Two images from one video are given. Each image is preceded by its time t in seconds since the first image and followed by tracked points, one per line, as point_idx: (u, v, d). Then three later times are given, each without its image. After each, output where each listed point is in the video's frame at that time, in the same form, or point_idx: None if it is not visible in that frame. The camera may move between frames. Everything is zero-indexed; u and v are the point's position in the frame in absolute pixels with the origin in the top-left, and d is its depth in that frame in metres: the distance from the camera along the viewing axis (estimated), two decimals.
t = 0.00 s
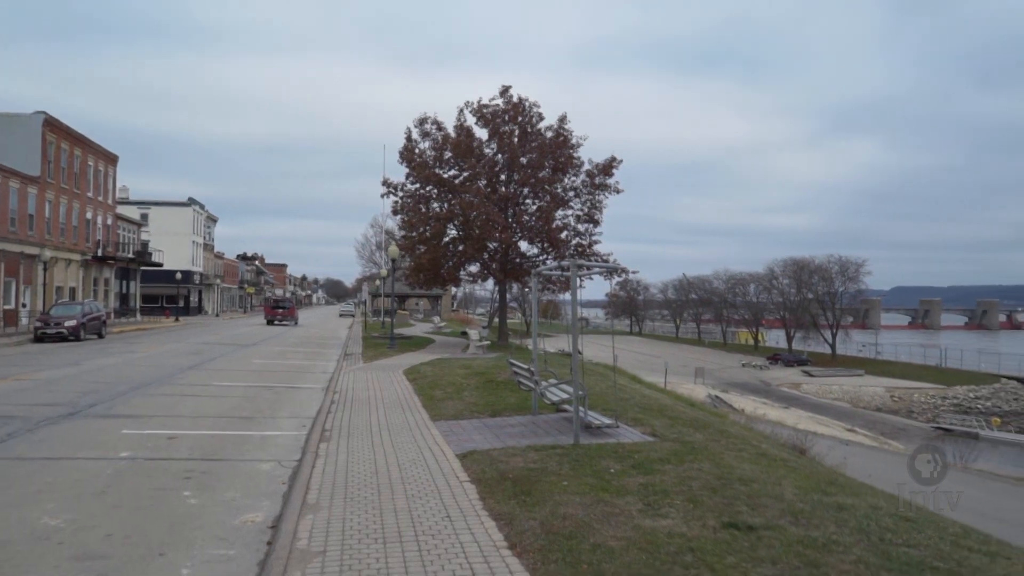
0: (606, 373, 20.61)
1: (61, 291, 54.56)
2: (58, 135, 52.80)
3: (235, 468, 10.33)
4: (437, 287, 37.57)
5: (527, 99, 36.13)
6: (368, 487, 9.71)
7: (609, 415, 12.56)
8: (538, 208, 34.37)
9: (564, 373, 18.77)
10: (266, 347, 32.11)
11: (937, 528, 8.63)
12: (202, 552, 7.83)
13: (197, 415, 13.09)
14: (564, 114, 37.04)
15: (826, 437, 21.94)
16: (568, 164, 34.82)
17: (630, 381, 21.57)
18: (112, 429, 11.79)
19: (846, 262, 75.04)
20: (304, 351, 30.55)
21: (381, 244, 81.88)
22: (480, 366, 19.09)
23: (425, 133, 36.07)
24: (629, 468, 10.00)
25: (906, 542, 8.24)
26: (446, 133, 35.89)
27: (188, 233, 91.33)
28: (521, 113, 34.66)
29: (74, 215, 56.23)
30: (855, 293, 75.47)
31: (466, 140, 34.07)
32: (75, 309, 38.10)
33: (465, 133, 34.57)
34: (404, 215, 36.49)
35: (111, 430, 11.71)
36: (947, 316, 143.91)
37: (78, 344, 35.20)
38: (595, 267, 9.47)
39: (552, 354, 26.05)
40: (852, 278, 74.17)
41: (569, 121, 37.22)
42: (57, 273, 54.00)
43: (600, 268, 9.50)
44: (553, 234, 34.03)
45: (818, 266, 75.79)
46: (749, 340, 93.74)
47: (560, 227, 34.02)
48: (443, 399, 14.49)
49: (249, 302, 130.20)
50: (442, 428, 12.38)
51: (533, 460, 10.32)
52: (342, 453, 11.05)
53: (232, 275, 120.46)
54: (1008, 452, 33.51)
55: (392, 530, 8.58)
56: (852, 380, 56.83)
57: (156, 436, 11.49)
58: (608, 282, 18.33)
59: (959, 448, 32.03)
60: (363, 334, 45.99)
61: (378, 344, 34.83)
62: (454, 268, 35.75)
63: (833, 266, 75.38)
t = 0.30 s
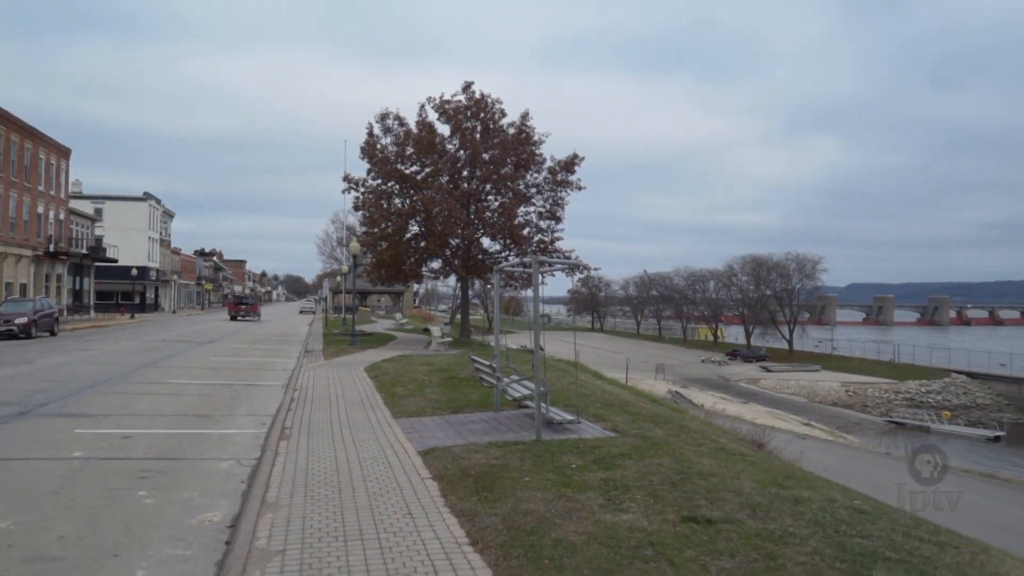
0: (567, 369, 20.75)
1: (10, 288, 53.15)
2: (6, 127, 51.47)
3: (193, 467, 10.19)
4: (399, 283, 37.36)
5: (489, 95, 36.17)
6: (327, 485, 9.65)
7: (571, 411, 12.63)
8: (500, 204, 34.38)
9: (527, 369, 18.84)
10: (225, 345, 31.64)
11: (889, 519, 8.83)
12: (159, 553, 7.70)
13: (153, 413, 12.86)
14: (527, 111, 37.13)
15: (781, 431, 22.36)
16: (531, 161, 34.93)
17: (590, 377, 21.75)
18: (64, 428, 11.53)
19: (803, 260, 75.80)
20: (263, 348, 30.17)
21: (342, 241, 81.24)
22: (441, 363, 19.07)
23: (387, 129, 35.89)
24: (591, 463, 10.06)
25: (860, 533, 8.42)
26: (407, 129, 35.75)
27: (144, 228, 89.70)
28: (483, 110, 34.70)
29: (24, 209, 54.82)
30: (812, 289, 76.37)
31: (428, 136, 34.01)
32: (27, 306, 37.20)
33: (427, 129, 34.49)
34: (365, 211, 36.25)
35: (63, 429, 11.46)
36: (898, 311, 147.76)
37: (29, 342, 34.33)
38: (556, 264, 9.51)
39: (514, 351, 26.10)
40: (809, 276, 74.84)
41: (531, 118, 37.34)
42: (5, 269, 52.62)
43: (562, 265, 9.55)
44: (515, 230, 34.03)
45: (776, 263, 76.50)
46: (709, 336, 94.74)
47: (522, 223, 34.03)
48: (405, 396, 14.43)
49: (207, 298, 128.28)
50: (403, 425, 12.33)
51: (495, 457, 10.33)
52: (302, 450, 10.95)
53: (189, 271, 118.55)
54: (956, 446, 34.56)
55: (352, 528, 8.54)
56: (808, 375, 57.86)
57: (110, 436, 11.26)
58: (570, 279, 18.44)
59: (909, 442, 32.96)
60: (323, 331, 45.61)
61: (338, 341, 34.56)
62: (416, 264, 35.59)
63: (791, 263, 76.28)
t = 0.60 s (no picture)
0: (528, 365, 20.82)
1: None
2: None
3: (148, 466, 10.02)
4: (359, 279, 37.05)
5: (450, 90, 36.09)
6: (286, 483, 9.55)
7: (531, 407, 12.67)
8: (461, 199, 34.29)
9: (488, 366, 18.86)
10: (181, 341, 31.09)
11: (843, 510, 9.01)
12: (112, 554, 7.56)
13: (106, 412, 12.61)
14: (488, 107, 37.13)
15: (735, 424, 22.75)
16: (491, 157, 34.96)
17: (550, 372, 21.85)
18: (12, 428, 11.24)
19: (759, 257, 77.35)
20: (220, 344, 29.74)
21: (300, 236, 80.46)
22: (402, 359, 19.00)
23: (347, 123, 35.58)
24: (551, 458, 10.09)
25: (814, 524, 8.58)
26: (368, 124, 35.48)
27: (97, 222, 87.89)
28: (444, 105, 34.64)
29: None
30: (769, 285, 77.72)
31: (388, 131, 33.84)
32: None
33: (387, 124, 34.29)
34: (324, 205, 35.88)
35: (11, 430, 11.17)
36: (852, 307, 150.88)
37: None
38: (518, 260, 9.54)
39: (475, 346, 26.09)
40: (765, 272, 76.42)
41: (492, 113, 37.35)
42: None
43: (524, 261, 9.59)
44: (476, 225, 33.97)
45: (734, 260, 77.74)
46: (668, 331, 95.88)
47: (483, 219, 33.99)
48: (365, 393, 14.35)
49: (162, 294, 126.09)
50: (363, 421, 12.26)
51: (455, 453, 10.32)
52: (260, 448, 10.83)
53: (144, 266, 116.40)
54: (907, 438, 35.54)
55: (311, 525, 8.46)
56: (765, 370, 58.82)
57: (60, 436, 11.01)
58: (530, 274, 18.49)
59: (860, 435, 33.85)
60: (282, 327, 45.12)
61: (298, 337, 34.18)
62: (376, 260, 35.34)
63: (749, 260, 77.50)
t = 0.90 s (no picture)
0: (488, 359, 20.90)
1: None
2: None
3: (100, 464, 9.82)
4: (318, 273, 36.72)
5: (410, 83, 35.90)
6: (243, 479, 9.45)
7: (492, 401, 12.70)
8: (422, 193, 34.14)
9: (448, 360, 18.87)
10: (135, 336, 30.44)
11: (798, 501, 9.18)
12: (63, 555, 7.39)
13: (57, 410, 12.32)
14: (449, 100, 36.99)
15: (690, 417, 23.08)
16: (452, 150, 34.89)
17: (509, 366, 21.94)
18: None
19: (718, 251, 78.06)
20: (175, 340, 29.21)
21: (258, 229, 79.39)
22: (361, 354, 18.89)
23: (305, 116, 35.16)
24: (512, 452, 10.12)
25: (769, 515, 8.72)
26: (326, 116, 35.10)
27: (46, 215, 85.80)
28: (404, 98, 34.47)
29: None
30: (727, 279, 78.72)
31: (348, 124, 33.54)
32: None
33: (347, 116, 33.98)
34: (283, 199, 35.43)
35: None
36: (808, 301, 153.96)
37: None
38: (478, 254, 9.57)
39: (435, 341, 26.05)
40: (723, 266, 77.23)
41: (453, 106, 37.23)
42: None
43: (483, 255, 9.62)
44: (436, 219, 33.86)
45: (693, 254, 78.36)
46: (628, 325, 96.72)
47: (444, 213, 33.88)
48: (324, 388, 14.25)
49: (115, 289, 123.51)
50: (322, 417, 12.18)
51: (416, 448, 10.29)
52: (217, 445, 10.69)
53: (96, 260, 113.84)
54: (859, 429, 36.46)
55: (270, 522, 8.37)
56: (723, 363, 59.70)
57: (7, 434, 10.72)
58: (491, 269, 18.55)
59: (814, 427, 34.62)
60: (239, 322, 44.50)
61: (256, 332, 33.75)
62: (335, 254, 35.05)
63: (707, 254, 78.33)
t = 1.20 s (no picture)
0: (449, 350, 20.91)
1: None
2: None
3: (51, 460, 9.62)
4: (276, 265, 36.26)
5: (370, 73, 35.63)
6: (199, 473, 9.33)
7: (453, 393, 12.71)
8: (381, 184, 33.93)
9: (410, 352, 18.84)
10: (88, 330, 29.78)
11: (753, 488, 9.34)
12: (13, 553, 7.24)
13: (6, 404, 12.03)
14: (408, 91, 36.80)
15: (649, 407, 23.37)
16: (412, 142, 34.82)
17: (471, 357, 22.01)
18: None
19: (677, 243, 78.49)
20: (130, 333, 28.65)
21: (214, 220, 78.09)
22: (320, 346, 18.76)
23: (262, 105, 34.68)
24: (472, 444, 10.13)
25: (726, 503, 8.86)
26: (284, 106, 34.64)
27: None
28: (363, 88, 34.21)
29: None
30: (686, 271, 79.34)
31: (306, 114, 33.15)
32: None
33: (305, 106, 33.59)
34: (240, 189, 34.88)
35: None
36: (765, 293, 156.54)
37: None
38: (438, 245, 9.58)
39: (395, 333, 25.93)
40: (682, 258, 77.68)
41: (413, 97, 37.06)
42: None
43: (444, 246, 9.63)
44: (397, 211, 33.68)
45: (652, 246, 78.74)
46: (588, 316, 97.19)
47: (404, 204, 33.72)
48: (282, 380, 14.13)
49: (65, 281, 120.55)
50: (280, 409, 12.07)
51: (376, 440, 10.25)
52: (172, 439, 10.54)
53: (45, 251, 111.06)
54: (813, 418, 37.25)
55: (227, 516, 8.29)
56: (682, 354, 60.35)
57: None
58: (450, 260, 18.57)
59: (769, 416, 35.28)
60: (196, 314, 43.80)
61: (213, 325, 33.27)
62: (294, 246, 34.65)
63: (666, 246, 78.78)
